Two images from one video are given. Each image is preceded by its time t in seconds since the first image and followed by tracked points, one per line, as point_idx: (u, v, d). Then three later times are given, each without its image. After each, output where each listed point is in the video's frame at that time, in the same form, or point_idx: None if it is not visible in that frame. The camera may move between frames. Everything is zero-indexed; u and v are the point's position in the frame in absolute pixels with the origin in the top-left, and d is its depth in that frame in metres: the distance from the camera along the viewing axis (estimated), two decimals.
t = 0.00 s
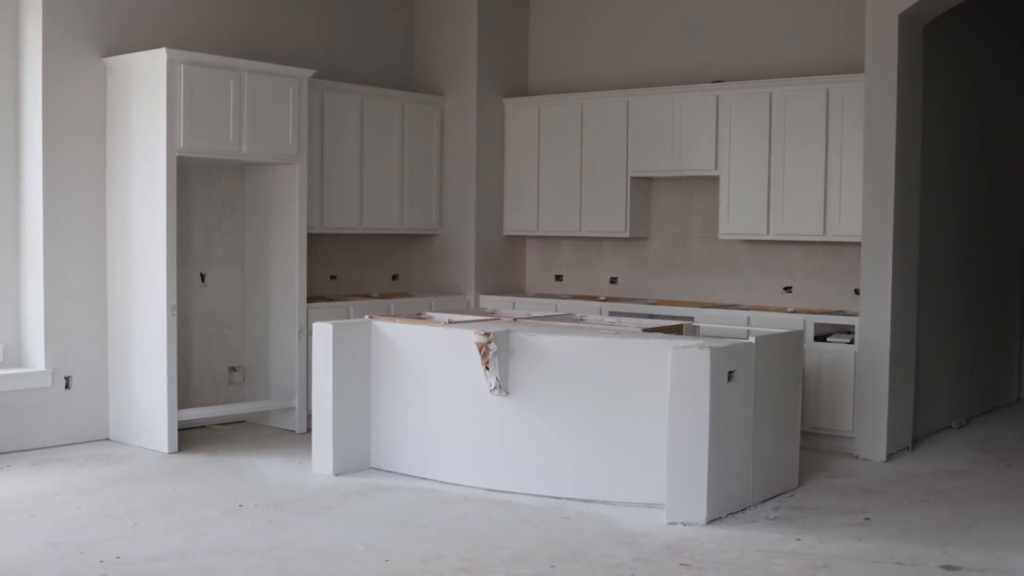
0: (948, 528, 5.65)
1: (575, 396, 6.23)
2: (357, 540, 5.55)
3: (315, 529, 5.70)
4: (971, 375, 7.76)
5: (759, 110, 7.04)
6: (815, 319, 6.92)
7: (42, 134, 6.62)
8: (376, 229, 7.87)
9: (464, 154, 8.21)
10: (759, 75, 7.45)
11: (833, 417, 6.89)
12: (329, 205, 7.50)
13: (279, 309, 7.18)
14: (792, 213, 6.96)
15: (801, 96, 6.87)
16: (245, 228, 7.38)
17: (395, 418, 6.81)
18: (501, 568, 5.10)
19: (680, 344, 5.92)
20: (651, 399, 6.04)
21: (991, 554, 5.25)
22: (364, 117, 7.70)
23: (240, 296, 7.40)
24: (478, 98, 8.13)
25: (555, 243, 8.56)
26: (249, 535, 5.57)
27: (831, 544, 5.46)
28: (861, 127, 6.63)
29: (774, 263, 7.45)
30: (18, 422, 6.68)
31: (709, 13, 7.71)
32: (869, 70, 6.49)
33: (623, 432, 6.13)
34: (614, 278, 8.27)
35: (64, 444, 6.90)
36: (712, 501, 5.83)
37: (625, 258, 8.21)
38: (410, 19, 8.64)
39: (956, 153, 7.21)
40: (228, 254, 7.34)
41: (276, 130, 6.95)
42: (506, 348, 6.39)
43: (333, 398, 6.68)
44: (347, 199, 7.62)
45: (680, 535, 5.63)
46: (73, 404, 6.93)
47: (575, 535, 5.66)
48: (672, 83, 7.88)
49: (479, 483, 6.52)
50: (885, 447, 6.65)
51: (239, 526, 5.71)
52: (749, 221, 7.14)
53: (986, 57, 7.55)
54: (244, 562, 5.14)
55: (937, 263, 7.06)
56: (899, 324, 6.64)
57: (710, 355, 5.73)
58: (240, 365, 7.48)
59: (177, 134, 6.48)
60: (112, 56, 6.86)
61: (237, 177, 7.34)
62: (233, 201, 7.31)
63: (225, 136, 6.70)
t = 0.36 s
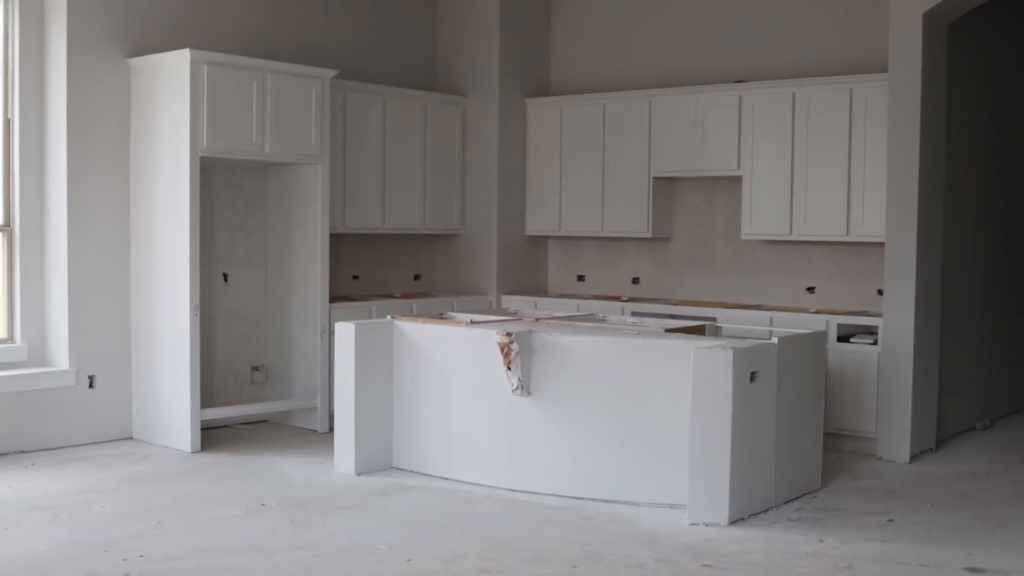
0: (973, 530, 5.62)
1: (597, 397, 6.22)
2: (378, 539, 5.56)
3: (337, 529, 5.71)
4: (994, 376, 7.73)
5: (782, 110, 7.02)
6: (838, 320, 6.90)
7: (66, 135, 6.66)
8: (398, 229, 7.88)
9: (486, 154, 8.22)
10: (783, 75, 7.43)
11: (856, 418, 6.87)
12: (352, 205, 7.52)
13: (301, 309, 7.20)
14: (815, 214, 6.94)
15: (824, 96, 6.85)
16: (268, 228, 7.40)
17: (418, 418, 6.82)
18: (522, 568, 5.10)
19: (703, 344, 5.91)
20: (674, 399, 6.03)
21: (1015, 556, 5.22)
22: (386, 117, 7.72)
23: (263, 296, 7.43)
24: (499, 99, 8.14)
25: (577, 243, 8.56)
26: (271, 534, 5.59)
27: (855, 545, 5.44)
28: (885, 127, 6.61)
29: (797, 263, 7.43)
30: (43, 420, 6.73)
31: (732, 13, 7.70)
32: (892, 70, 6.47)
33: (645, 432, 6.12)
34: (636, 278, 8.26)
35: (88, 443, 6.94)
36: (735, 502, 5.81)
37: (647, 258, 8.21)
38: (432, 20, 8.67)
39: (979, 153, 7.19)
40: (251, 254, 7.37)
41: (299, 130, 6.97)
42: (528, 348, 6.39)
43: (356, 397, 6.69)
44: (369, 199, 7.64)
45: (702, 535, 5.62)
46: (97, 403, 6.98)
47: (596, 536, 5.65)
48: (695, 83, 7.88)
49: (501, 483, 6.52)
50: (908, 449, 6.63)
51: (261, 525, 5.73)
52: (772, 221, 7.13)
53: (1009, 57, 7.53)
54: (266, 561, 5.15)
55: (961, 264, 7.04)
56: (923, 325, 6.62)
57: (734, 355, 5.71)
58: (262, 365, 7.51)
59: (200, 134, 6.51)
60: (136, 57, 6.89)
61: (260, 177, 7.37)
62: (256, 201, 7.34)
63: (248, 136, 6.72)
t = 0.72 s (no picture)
0: (994, 533, 5.59)
1: (616, 397, 6.22)
2: (398, 539, 5.56)
3: (357, 528, 5.72)
4: (1015, 378, 7.69)
5: (803, 110, 7.01)
6: (858, 321, 6.88)
7: (87, 136, 6.69)
8: (417, 229, 7.90)
9: (506, 154, 8.23)
10: (804, 75, 7.41)
11: (877, 419, 6.84)
12: (371, 206, 7.54)
13: (320, 310, 7.22)
14: (835, 214, 6.92)
15: (844, 97, 6.83)
16: (288, 229, 7.42)
17: (437, 418, 6.83)
18: (542, 569, 5.10)
19: (723, 345, 5.90)
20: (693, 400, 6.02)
21: None
22: (406, 118, 7.73)
23: (283, 296, 7.45)
24: (519, 99, 8.15)
25: (597, 243, 8.55)
26: (291, 534, 5.60)
27: (875, 547, 5.42)
28: (906, 127, 6.58)
29: (818, 264, 7.41)
30: (64, 419, 6.77)
31: (752, 13, 7.69)
32: (913, 69, 6.44)
33: (666, 434, 6.11)
34: (656, 278, 8.25)
35: (109, 442, 6.99)
36: (755, 503, 5.80)
37: (667, 258, 8.20)
38: (452, 21, 8.69)
39: (1000, 154, 7.16)
40: (271, 253, 7.39)
41: (319, 130, 6.99)
42: (547, 349, 6.39)
43: (375, 397, 6.69)
44: (389, 200, 7.66)
45: (722, 537, 5.61)
46: (118, 402, 7.02)
47: (616, 536, 5.65)
48: (715, 83, 7.87)
49: (520, 483, 6.52)
50: (929, 450, 6.60)
51: (281, 525, 5.74)
52: (792, 221, 7.11)
53: None
54: (286, 561, 5.16)
55: (982, 265, 7.00)
56: (944, 326, 6.59)
57: (754, 356, 5.70)
58: (282, 365, 7.53)
59: (220, 135, 6.53)
60: (157, 58, 6.92)
61: (280, 177, 7.39)
62: (276, 202, 7.36)
63: (268, 136, 6.74)
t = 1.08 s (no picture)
0: (1018, 536, 5.55)
1: (638, 398, 6.21)
2: (419, 539, 5.57)
3: (379, 528, 5.73)
4: None
5: (826, 110, 6.99)
6: (882, 322, 6.85)
7: (111, 136, 6.73)
8: (439, 230, 7.91)
9: (528, 154, 8.24)
10: (828, 74, 7.39)
11: (900, 420, 6.81)
12: (393, 206, 7.56)
13: (343, 309, 7.24)
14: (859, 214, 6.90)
15: (868, 97, 6.81)
16: (311, 229, 7.45)
17: (459, 418, 6.83)
18: (564, 569, 5.10)
19: (746, 346, 5.89)
20: (716, 401, 6.01)
21: None
22: (429, 118, 7.75)
23: (306, 295, 7.48)
24: (541, 99, 8.15)
25: (619, 243, 8.55)
26: (314, 533, 5.61)
27: (899, 549, 5.39)
28: (930, 126, 6.56)
29: (841, 264, 7.38)
30: (87, 418, 6.81)
31: (776, 12, 7.67)
32: (937, 69, 6.42)
33: (689, 435, 6.10)
34: (678, 278, 8.24)
35: (132, 441, 7.02)
36: (779, 505, 5.78)
37: (689, 259, 8.19)
38: (475, 21, 8.71)
39: None
40: (294, 253, 7.42)
41: (342, 130, 7.00)
42: (570, 349, 6.38)
43: (397, 397, 6.70)
44: (411, 200, 7.68)
45: (745, 538, 5.59)
46: (141, 401, 7.05)
47: (638, 537, 5.63)
48: (738, 83, 7.86)
49: (542, 483, 6.52)
50: (953, 452, 6.57)
51: (303, 524, 5.75)
52: (815, 221, 7.09)
53: None
54: (308, 560, 5.17)
55: (1006, 265, 6.97)
56: (968, 327, 6.55)
57: (779, 356, 5.68)
58: (305, 364, 7.55)
59: (243, 135, 6.55)
60: (180, 58, 6.95)
61: (303, 178, 7.42)
62: (299, 202, 7.38)
63: (292, 137, 6.76)
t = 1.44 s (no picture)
0: None
1: (663, 399, 6.19)
2: (443, 539, 5.57)
3: (403, 527, 5.73)
4: None
5: (853, 110, 6.97)
6: (908, 322, 6.83)
7: (138, 137, 6.77)
8: (464, 230, 7.93)
9: (553, 154, 8.25)
10: (856, 74, 7.36)
11: (926, 422, 6.78)
12: (418, 206, 7.58)
13: (368, 309, 7.26)
14: (885, 215, 6.88)
15: (895, 97, 6.79)
16: (336, 229, 7.48)
17: (483, 418, 6.83)
18: (588, 569, 5.09)
19: (772, 346, 5.87)
20: (741, 401, 5.99)
21: None
22: (453, 118, 7.77)
23: (331, 295, 7.51)
24: (566, 99, 8.16)
25: (644, 243, 8.55)
26: (338, 532, 5.62)
27: (925, 551, 5.36)
28: (958, 127, 6.53)
29: (866, 265, 7.36)
30: (113, 417, 6.85)
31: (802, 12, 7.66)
32: (965, 69, 6.39)
33: (715, 436, 6.07)
34: (703, 279, 8.24)
35: (158, 440, 7.06)
36: (804, 506, 5.75)
37: (714, 259, 8.18)
38: (499, 21, 8.72)
39: None
40: (320, 253, 7.46)
41: (367, 131, 7.02)
42: (594, 349, 6.37)
43: (422, 397, 6.71)
44: (436, 200, 7.70)
45: (770, 539, 5.57)
46: (167, 401, 7.09)
47: (662, 538, 5.62)
48: (764, 83, 7.85)
49: (565, 484, 6.51)
50: (980, 454, 6.53)
51: (328, 523, 5.76)
52: (841, 221, 7.07)
53: None
54: (333, 559, 5.18)
55: None
56: (995, 328, 6.52)
57: (805, 357, 5.66)
58: (330, 364, 7.58)
59: (269, 136, 6.57)
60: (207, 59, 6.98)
61: (328, 178, 7.44)
62: (325, 202, 7.42)
63: (317, 137, 6.79)
